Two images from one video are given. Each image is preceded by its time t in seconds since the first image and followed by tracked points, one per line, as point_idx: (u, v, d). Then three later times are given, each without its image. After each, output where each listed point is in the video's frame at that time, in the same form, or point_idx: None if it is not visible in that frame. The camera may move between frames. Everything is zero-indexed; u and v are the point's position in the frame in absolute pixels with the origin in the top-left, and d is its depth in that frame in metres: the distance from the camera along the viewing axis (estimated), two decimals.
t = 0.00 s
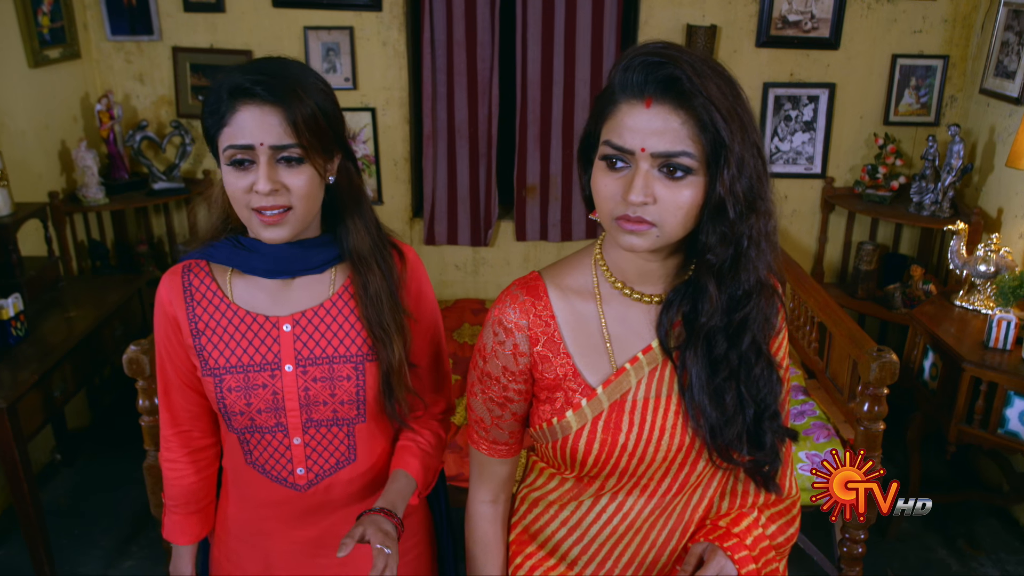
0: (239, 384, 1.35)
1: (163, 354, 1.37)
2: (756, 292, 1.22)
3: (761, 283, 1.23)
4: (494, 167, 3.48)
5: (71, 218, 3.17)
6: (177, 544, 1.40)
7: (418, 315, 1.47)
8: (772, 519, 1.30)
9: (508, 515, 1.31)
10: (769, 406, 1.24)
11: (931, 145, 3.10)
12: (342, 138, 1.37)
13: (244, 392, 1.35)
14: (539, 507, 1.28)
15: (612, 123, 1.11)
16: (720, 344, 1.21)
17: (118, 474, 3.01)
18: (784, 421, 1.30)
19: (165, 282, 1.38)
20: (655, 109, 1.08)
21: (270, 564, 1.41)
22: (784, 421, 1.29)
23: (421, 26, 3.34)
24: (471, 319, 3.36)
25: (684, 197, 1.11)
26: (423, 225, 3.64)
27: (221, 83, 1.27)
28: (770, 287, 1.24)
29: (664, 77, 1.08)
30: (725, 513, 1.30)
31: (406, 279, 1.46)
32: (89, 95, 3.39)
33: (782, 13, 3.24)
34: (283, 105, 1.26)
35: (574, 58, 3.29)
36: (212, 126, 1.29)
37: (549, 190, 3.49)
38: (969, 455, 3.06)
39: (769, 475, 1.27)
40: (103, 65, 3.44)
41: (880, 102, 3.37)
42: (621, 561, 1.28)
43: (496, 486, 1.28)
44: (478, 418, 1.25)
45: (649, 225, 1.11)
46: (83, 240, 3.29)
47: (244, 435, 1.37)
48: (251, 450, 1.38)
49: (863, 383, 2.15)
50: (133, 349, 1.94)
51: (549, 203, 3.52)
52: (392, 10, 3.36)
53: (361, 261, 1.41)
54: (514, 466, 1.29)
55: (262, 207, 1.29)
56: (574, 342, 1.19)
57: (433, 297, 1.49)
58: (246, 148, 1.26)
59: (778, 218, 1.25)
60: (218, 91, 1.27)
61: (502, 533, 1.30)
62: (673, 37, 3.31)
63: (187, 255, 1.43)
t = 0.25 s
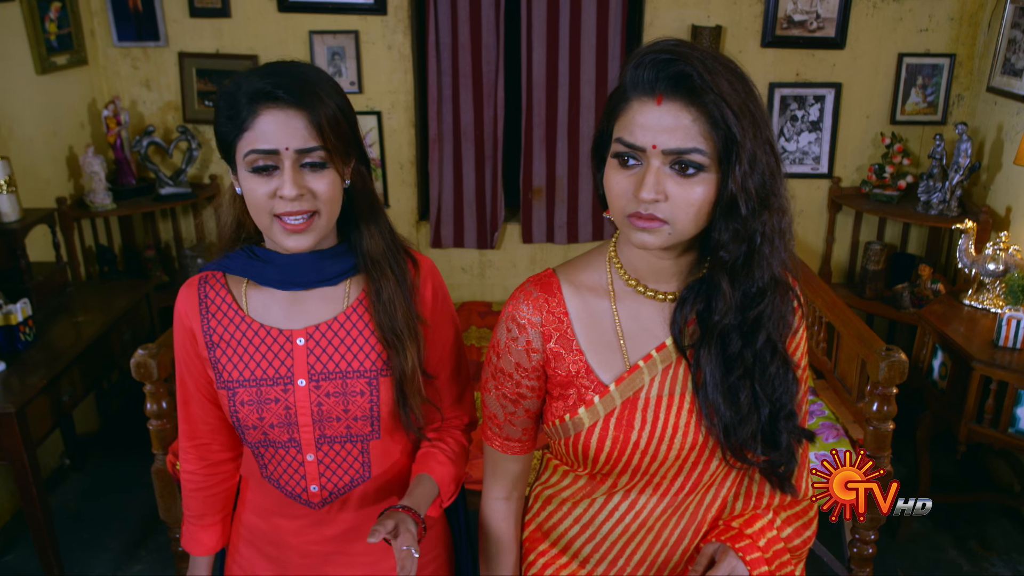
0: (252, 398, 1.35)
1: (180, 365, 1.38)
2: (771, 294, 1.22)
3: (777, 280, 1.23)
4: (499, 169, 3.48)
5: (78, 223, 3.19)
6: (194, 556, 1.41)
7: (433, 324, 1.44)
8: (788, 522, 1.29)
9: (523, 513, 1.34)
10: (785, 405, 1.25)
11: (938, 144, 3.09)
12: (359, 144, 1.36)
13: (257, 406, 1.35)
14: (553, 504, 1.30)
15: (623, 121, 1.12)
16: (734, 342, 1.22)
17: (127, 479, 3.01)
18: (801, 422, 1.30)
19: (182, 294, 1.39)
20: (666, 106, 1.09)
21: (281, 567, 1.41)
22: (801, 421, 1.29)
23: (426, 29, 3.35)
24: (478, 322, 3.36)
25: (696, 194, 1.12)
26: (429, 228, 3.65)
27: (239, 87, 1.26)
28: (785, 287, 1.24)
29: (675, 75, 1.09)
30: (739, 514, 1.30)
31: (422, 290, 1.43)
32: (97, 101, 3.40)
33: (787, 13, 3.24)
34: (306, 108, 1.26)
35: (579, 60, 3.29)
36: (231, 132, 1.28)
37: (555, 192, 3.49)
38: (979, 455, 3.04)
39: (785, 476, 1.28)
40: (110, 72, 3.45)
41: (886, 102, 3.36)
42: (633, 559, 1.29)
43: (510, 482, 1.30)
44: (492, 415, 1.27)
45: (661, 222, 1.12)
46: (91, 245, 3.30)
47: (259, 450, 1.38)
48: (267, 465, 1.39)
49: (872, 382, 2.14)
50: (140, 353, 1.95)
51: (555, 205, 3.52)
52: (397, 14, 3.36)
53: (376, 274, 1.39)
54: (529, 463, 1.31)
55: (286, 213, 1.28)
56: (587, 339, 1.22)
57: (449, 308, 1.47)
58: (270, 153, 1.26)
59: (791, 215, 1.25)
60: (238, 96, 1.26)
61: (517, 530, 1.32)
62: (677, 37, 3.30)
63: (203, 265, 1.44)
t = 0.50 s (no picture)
0: (263, 403, 1.35)
1: (192, 370, 1.39)
2: (786, 293, 1.22)
3: (789, 279, 1.23)
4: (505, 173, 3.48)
5: (86, 230, 3.20)
6: (203, 562, 1.40)
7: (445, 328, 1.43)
8: (802, 526, 1.28)
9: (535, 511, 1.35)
10: (799, 406, 1.24)
11: (945, 143, 3.08)
12: (357, 141, 1.34)
13: (267, 412, 1.35)
14: (565, 502, 1.30)
15: (633, 119, 1.14)
16: (747, 342, 1.22)
17: (135, 485, 3.02)
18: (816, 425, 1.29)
19: (194, 297, 1.40)
20: (675, 104, 1.11)
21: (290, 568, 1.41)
22: (816, 424, 1.29)
23: (430, 34, 3.35)
24: (485, 325, 3.36)
25: (706, 192, 1.12)
26: (435, 232, 3.65)
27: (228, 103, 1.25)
28: (801, 285, 1.24)
29: (684, 72, 1.10)
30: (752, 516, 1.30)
31: (433, 296, 1.43)
32: (103, 108, 3.41)
33: (791, 14, 3.23)
34: (297, 121, 1.24)
35: (584, 63, 3.29)
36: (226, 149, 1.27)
37: (560, 195, 3.49)
38: (989, 455, 3.02)
39: (799, 478, 1.27)
40: (116, 79, 3.46)
41: (892, 101, 3.35)
42: (643, 559, 1.28)
43: (523, 480, 1.31)
44: (504, 412, 1.29)
45: (671, 220, 1.13)
46: (98, 252, 3.31)
47: (268, 455, 1.38)
48: (277, 469, 1.39)
49: (881, 382, 2.13)
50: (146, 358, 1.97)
51: (560, 209, 3.52)
52: (401, 19, 3.37)
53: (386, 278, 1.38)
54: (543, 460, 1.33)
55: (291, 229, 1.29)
56: (597, 338, 1.23)
57: (460, 310, 1.46)
58: (265, 171, 1.25)
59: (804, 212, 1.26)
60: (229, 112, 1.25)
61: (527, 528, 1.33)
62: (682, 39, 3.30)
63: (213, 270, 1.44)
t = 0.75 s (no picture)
0: (257, 417, 1.35)
1: (192, 380, 1.40)
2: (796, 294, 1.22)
3: (800, 279, 1.23)
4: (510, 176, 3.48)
5: (93, 237, 3.21)
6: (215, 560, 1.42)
7: (444, 345, 1.42)
8: (817, 530, 1.27)
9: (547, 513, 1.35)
10: (812, 408, 1.23)
11: (951, 143, 3.07)
12: (367, 160, 1.35)
13: (262, 426, 1.35)
14: (577, 502, 1.31)
15: (641, 118, 1.14)
16: (757, 342, 1.21)
17: (143, 490, 3.02)
18: (831, 427, 1.29)
19: (191, 308, 1.41)
20: (682, 101, 1.11)
21: (297, 570, 1.41)
22: (830, 426, 1.28)
23: (435, 38, 3.36)
24: (491, 329, 3.36)
25: (713, 191, 1.12)
26: (440, 236, 3.65)
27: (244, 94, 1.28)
28: (813, 284, 1.24)
29: (692, 69, 1.10)
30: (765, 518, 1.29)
31: (429, 312, 1.40)
32: (110, 115, 3.43)
33: (796, 14, 3.22)
34: (310, 117, 1.26)
35: (588, 65, 3.29)
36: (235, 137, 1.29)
37: (566, 198, 3.49)
38: (999, 456, 3.00)
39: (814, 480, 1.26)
40: (122, 86, 3.48)
41: (897, 101, 3.34)
42: (654, 560, 1.28)
43: (534, 479, 1.31)
44: (514, 412, 1.30)
45: (678, 219, 1.12)
46: (106, 258, 3.32)
47: (265, 468, 1.38)
48: (275, 481, 1.39)
49: (889, 382, 2.12)
50: (154, 363, 1.97)
51: (566, 211, 3.51)
52: (405, 23, 3.37)
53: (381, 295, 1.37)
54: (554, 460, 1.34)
55: (280, 226, 1.28)
56: (607, 338, 1.23)
57: (464, 323, 1.45)
58: (268, 161, 1.26)
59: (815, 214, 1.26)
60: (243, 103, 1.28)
61: (541, 527, 1.33)
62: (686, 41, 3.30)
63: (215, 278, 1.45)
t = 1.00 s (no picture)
0: (256, 419, 1.35)
1: (188, 383, 1.40)
2: (806, 291, 1.21)
3: (808, 276, 1.22)
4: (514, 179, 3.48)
5: (99, 243, 3.22)
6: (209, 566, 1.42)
7: (446, 342, 1.42)
8: (829, 532, 1.26)
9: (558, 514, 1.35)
10: (824, 408, 1.23)
11: (956, 141, 3.06)
12: (368, 156, 1.36)
13: (261, 427, 1.35)
14: (588, 501, 1.31)
15: (648, 117, 1.16)
16: (767, 341, 1.21)
17: (150, 495, 3.02)
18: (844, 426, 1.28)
19: (187, 310, 1.41)
20: (688, 98, 1.13)
21: None
22: (842, 425, 1.27)
23: (438, 42, 3.36)
24: (497, 332, 3.36)
25: (720, 187, 1.14)
26: (445, 239, 3.65)
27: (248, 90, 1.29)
28: (823, 281, 1.23)
29: (698, 66, 1.12)
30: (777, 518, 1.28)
31: (432, 310, 1.41)
32: (115, 122, 3.44)
33: (799, 15, 3.22)
34: (313, 110, 1.27)
35: (591, 67, 3.29)
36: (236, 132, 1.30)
37: (570, 201, 3.48)
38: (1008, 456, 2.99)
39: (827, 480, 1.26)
40: (127, 92, 3.49)
41: (902, 101, 3.34)
42: (665, 560, 1.28)
43: (544, 478, 1.32)
44: (524, 410, 1.31)
45: (685, 217, 1.14)
46: (111, 264, 3.33)
47: (263, 470, 1.37)
48: (273, 485, 1.38)
49: (896, 382, 2.11)
50: (159, 367, 1.97)
51: (570, 214, 3.51)
52: (408, 27, 3.38)
53: (384, 297, 1.37)
54: (565, 459, 1.34)
55: (283, 220, 1.28)
56: (616, 337, 1.24)
57: (461, 319, 1.45)
58: (271, 155, 1.27)
59: (825, 210, 1.26)
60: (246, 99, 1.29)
61: (553, 527, 1.33)
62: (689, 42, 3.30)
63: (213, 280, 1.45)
